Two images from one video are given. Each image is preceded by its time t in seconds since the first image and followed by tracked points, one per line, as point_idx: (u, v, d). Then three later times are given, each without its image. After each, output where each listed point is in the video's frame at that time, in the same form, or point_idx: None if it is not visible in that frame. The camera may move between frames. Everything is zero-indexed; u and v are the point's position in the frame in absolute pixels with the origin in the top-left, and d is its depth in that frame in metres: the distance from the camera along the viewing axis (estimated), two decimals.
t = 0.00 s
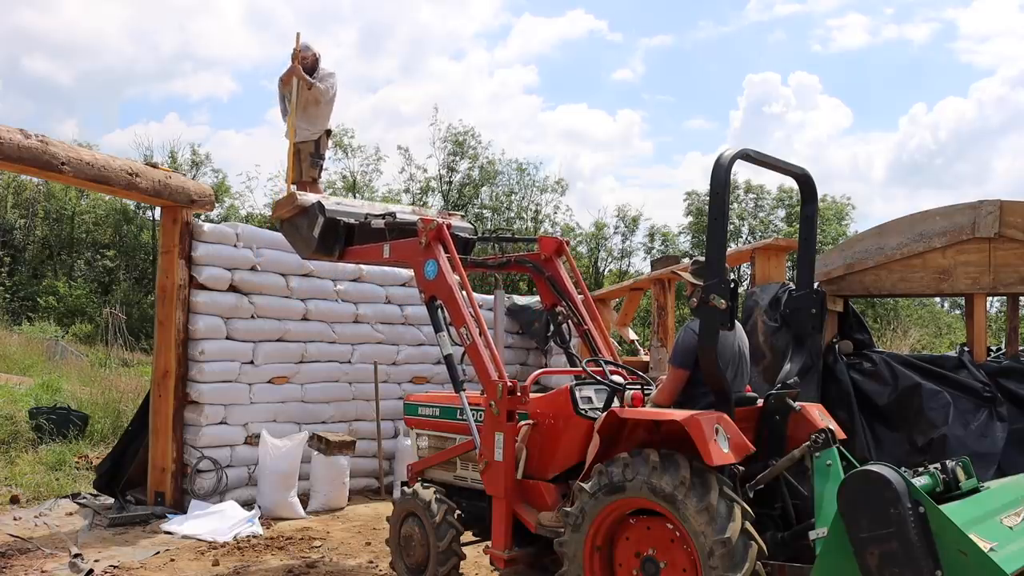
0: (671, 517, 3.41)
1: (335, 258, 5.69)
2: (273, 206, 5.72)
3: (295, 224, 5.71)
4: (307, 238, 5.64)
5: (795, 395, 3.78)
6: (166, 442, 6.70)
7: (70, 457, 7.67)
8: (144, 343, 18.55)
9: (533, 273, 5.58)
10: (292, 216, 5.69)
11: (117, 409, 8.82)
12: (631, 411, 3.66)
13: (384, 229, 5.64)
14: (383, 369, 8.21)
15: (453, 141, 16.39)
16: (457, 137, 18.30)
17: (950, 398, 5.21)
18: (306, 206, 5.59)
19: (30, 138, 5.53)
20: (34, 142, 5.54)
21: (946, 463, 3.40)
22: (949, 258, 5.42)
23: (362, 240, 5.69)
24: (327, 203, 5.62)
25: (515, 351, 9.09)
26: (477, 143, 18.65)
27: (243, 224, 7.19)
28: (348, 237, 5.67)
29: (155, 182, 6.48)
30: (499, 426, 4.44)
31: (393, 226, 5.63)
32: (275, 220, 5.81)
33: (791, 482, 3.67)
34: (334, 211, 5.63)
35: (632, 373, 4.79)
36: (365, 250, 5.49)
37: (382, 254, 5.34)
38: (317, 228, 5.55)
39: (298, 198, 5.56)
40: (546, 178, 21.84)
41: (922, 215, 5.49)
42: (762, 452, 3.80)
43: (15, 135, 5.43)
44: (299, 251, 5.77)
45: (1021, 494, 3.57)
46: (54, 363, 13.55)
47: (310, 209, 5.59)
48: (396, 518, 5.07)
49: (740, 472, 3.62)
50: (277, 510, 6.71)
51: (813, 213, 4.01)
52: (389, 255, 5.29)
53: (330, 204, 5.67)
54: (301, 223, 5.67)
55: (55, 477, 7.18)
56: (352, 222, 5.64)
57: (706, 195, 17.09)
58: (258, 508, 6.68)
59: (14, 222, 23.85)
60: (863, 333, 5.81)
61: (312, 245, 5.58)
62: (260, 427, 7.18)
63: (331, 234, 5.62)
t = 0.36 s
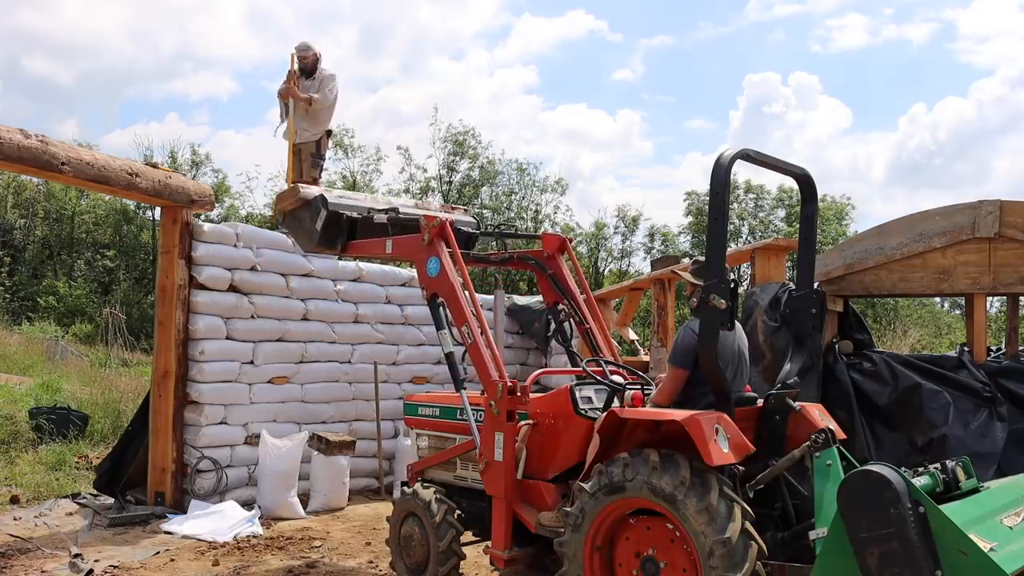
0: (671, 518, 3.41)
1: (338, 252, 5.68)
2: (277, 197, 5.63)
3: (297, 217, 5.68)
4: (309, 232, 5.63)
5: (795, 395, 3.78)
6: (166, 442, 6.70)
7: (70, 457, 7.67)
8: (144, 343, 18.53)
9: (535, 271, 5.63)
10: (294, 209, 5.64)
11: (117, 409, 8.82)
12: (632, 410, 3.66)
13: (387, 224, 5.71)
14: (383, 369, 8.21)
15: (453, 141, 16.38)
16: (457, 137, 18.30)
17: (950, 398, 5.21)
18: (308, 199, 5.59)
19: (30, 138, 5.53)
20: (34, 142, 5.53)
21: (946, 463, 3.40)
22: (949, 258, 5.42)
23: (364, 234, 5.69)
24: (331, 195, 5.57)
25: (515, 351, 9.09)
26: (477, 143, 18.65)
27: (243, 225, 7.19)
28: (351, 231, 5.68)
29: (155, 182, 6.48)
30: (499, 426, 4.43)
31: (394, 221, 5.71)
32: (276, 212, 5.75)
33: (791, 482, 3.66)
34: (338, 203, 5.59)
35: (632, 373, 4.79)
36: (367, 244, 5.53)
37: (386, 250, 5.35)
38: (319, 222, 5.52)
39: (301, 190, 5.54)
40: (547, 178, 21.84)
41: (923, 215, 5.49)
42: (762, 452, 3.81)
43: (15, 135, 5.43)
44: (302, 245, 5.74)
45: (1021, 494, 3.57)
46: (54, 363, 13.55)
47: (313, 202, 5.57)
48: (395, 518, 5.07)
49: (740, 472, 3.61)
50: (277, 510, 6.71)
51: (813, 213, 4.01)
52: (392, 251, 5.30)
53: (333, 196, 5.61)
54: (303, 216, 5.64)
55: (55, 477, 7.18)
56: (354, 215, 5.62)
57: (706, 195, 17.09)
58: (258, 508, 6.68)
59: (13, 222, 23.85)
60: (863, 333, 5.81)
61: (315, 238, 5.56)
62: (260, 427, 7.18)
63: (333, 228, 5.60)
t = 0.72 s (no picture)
0: (671, 518, 3.41)
1: (337, 253, 5.67)
2: (277, 198, 5.63)
3: (297, 217, 5.67)
4: (309, 232, 5.62)
5: (795, 395, 3.78)
6: (166, 442, 6.70)
7: (70, 457, 7.67)
8: (144, 343, 18.53)
9: (535, 270, 5.63)
10: (294, 209, 5.63)
11: (117, 409, 8.82)
12: (632, 410, 3.66)
13: (387, 225, 5.72)
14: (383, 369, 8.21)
15: (453, 141, 16.38)
16: (457, 137, 18.31)
17: (950, 398, 5.21)
18: (308, 199, 5.58)
19: (30, 138, 5.54)
20: (34, 142, 5.54)
21: (946, 462, 3.39)
22: (949, 258, 5.43)
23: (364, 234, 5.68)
24: (331, 195, 5.56)
25: (515, 351, 9.10)
26: (477, 143, 18.65)
27: (243, 225, 7.19)
28: (351, 231, 5.68)
29: (155, 182, 6.48)
30: (499, 426, 4.44)
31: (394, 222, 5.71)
32: (276, 211, 5.72)
33: (791, 482, 3.67)
34: (338, 203, 5.58)
35: (632, 374, 4.79)
36: (367, 244, 5.54)
37: (386, 250, 5.35)
38: (319, 222, 5.51)
39: (301, 190, 5.53)
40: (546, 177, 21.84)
41: (922, 215, 5.49)
42: (762, 452, 3.80)
43: (15, 135, 5.43)
44: (302, 245, 5.72)
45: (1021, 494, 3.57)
46: (54, 362, 13.56)
47: (313, 202, 5.56)
48: (395, 518, 5.07)
49: (740, 472, 3.61)
50: (277, 510, 6.71)
51: (813, 213, 4.00)
52: (392, 251, 5.31)
53: (333, 196, 5.61)
54: (303, 216, 5.63)
55: (55, 477, 7.18)
56: (354, 215, 5.62)
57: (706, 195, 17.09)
58: (258, 508, 6.68)
59: (14, 222, 23.89)
60: (863, 333, 5.81)
61: (315, 239, 5.55)
62: (260, 427, 7.18)
63: (333, 228, 5.60)
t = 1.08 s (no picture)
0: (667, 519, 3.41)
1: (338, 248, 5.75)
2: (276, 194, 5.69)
3: (297, 212, 5.74)
4: (309, 228, 5.70)
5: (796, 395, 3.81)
6: (166, 442, 6.70)
7: (70, 457, 7.67)
8: (144, 343, 18.54)
9: (536, 269, 5.64)
10: (295, 206, 5.71)
11: (117, 409, 8.82)
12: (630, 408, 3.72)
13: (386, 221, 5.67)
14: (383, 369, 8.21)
15: (453, 141, 16.39)
16: (457, 137, 18.32)
17: (950, 398, 5.21)
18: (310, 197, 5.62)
19: (30, 138, 5.53)
20: (34, 142, 5.54)
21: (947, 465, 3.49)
22: (950, 258, 5.43)
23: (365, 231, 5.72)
24: (331, 193, 5.59)
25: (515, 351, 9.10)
26: (477, 143, 18.65)
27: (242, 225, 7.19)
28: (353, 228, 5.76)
29: (155, 182, 6.48)
30: (498, 426, 4.47)
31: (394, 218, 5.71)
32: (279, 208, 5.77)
33: (791, 482, 3.68)
34: (338, 200, 5.62)
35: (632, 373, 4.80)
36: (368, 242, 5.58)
37: (387, 249, 5.36)
38: (320, 219, 5.58)
39: (301, 187, 5.57)
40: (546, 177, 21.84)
41: (922, 215, 5.48)
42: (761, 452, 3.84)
43: (15, 135, 5.43)
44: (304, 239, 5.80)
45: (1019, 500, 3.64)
46: (54, 362, 13.56)
47: (313, 199, 5.63)
48: (396, 518, 5.06)
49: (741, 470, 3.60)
50: (277, 510, 6.71)
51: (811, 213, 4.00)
52: (393, 249, 5.32)
53: (333, 194, 5.64)
54: (303, 212, 5.72)
55: (55, 477, 7.18)
56: (356, 211, 5.68)
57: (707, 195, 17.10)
58: (258, 508, 6.67)
59: (14, 222, 23.93)
60: (863, 333, 5.82)
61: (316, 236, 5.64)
62: (260, 427, 7.18)
63: (334, 225, 5.69)
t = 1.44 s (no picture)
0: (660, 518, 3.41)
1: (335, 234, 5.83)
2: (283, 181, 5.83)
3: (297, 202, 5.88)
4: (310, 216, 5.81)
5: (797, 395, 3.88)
6: (166, 442, 6.69)
7: (70, 457, 7.67)
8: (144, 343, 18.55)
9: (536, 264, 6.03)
10: (298, 194, 5.81)
11: (117, 409, 8.82)
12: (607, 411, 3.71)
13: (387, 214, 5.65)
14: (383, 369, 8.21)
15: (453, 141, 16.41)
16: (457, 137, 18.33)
17: (950, 398, 5.21)
18: (309, 184, 5.73)
19: (30, 138, 5.53)
20: (34, 142, 5.54)
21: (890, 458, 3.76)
22: (950, 258, 5.43)
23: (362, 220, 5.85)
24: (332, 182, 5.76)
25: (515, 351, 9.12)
26: (477, 143, 18.67)
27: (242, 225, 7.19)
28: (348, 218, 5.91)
29: (155, 182, 6.48)
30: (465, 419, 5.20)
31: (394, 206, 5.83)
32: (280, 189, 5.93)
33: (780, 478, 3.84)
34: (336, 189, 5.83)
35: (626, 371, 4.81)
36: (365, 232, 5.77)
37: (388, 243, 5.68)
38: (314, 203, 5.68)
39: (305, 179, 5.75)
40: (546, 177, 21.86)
41: (923, 215, 5.48)
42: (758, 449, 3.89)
43: (15, 135, 5.43)
44: (305, 224, 5.92)
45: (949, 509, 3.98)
46: (54, 362, 13.57)
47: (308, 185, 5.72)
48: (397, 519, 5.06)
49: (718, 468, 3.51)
50: (277, 510, 6.70)
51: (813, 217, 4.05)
52: (392, 243, 5.67)
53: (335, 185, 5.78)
54: (301, 201, 5.84)
55: (55, 477, 7.18)
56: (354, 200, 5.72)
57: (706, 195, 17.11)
58: (258, 508, 6.67)
59: (13, 223, 23.95)
60: (863, 333, 5.84)
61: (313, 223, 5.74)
62: (260, 427, 7.18)
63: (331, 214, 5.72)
